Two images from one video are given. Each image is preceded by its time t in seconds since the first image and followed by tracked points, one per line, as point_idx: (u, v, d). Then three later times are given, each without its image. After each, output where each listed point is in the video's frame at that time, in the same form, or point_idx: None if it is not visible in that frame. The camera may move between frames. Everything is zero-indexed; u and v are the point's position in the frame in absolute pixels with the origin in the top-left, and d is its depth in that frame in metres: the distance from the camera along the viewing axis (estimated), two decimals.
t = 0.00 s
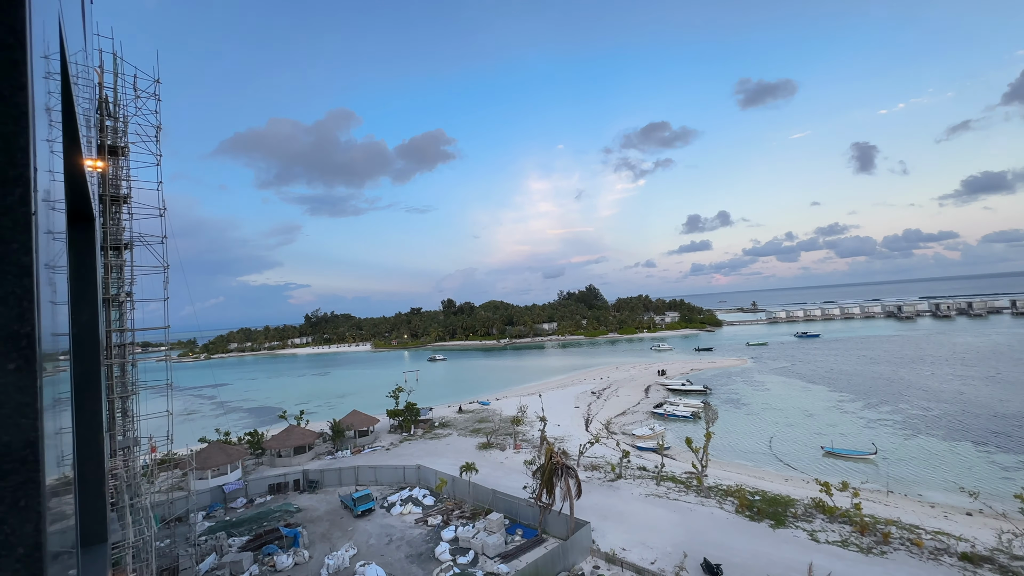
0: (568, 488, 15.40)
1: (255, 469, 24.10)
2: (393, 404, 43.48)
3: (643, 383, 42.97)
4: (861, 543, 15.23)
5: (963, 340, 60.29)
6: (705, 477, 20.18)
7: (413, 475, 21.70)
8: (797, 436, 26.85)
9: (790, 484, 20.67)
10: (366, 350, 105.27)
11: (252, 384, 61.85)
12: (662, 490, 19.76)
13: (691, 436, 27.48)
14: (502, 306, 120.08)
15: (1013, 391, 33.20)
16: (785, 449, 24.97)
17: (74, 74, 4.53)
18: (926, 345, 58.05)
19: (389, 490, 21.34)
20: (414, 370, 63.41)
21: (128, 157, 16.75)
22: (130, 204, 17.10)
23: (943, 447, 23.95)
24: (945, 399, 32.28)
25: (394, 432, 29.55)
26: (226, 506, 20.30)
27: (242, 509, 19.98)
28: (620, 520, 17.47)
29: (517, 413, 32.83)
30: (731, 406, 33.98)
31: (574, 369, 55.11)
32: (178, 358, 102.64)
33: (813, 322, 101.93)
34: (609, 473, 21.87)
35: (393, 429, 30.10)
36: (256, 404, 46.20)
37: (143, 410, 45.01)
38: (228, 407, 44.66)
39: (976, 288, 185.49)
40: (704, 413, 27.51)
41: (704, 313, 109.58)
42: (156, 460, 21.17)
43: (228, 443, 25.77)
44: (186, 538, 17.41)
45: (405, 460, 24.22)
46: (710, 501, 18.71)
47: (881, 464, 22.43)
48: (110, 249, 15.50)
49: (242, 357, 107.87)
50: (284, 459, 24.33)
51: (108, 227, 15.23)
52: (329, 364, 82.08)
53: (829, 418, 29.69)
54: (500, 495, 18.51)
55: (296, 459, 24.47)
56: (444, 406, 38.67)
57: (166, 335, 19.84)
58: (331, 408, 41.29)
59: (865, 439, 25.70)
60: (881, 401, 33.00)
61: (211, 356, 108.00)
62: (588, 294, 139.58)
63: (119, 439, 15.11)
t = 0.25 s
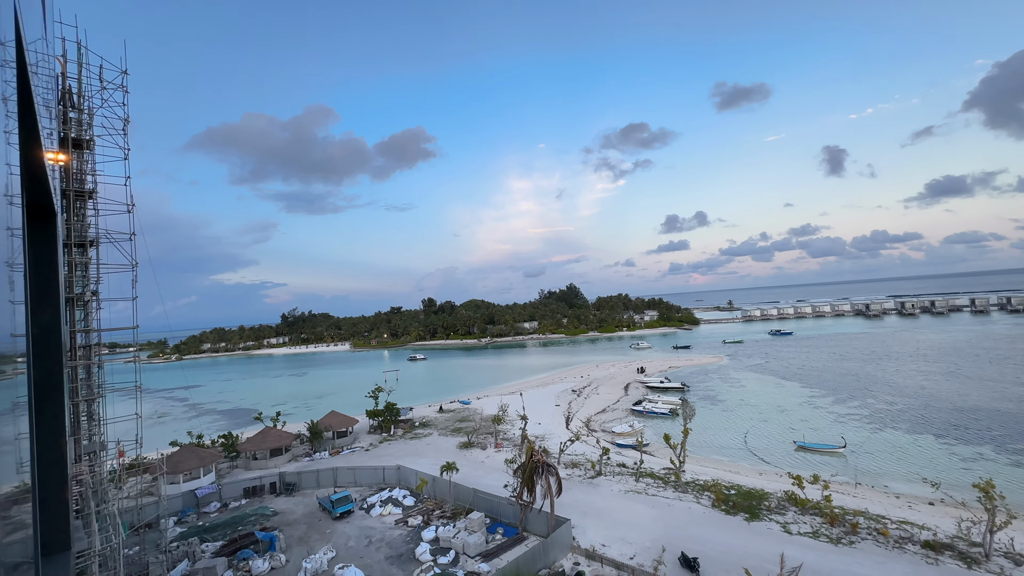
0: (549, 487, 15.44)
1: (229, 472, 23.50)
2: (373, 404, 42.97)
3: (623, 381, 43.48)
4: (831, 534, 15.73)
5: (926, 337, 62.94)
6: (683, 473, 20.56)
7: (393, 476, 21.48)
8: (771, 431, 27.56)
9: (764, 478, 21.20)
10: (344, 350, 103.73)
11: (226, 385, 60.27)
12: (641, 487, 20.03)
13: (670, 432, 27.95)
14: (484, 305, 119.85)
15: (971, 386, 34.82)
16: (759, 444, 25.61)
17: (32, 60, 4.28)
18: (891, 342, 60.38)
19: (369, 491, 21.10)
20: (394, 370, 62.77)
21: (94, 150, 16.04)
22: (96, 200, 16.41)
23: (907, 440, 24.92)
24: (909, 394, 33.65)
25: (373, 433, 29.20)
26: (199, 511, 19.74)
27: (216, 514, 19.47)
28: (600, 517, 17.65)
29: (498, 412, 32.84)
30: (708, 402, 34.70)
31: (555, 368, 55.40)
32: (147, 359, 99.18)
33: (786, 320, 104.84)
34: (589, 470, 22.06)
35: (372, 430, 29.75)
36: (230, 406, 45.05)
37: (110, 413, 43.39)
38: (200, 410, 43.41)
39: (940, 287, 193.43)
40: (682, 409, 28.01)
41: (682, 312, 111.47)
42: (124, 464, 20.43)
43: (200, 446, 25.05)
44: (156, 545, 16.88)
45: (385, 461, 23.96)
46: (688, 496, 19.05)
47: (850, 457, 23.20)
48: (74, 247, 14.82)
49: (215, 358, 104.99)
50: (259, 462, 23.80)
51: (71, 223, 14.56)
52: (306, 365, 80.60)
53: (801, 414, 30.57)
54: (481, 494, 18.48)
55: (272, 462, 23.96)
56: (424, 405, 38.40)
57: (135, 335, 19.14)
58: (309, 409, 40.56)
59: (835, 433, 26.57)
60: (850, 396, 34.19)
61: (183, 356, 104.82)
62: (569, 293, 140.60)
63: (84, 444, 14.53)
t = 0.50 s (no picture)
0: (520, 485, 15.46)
1: (188, 479, 22.55)
2: (342, 405, 42.09)
3: (593, 379, 44.10)
4: (790, 523, 16.41)
5: (877, 333, 66.58)
6: (651, 468, 21.03)
7: (363, 478, 21.09)
8: (735, 425, 28.52)
9: (727, 471, 21.91)
10: (311, 350, 101.13)
11: (184, 389, 57.76)
12: (611, 483, 20.37)
13: (639, 429, 28.54)
14: (455, 305, 119.19)
15: (917, 379, 37.04)
16: (724, 438, 26.47)
17: None
18: (845, 338, 63.56)
19: (337, 494, 20.66)
20: (363, 371, 61.63)
21: (37, 141, 15.02)
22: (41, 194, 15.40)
23: (859, 431, 26.28)
24: (861, 388, 35.50)
25: (342, 435, 28.59)
26: (156, 520, 18.90)
27: (174, 523, 18.65)
28: (570, 513, 17.84)
29: (470, 412, 32.71)
30: (675, 398, 35.61)
31: (527, 366, 55.63)
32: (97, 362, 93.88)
33: (749, 318, 108.77)
34: (560, 467, 22.26)
35: (341, 432, 29.12)
36: (189, 410, 43.21)
37: (56, 420, 40.88)
38: (157, 415, 41.47)
39: (890, 286, 204.63)
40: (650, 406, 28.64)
41: (651, 310, 113.98)
42: (72, 473, 19.33)
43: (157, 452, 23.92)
44: (109, 558, 16.04)
45: (354, 463, 23.50)
46: (656, 490, 19.50)
47: (808, 449, 24.27)
48: (15, 244, 13.85)
49: (173, 360, 100.48)
50: (221, 467, 22.94)
51: (11, 219, 13.59)
52: (271, 366, 78.16)
53: (762, 408, 31.78)
54: (452, 495, 18.37)
55: (235, 467, 23.14)
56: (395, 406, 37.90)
57: (85, 336, 18.11)
58: (274, 412, 39.37)
59: (794, 426, 27.73)
60: (807, 390, 35.77)
61: (138, 359, 99.79)
62: (540, 292, 141.61)
63: (27, 453, 13.64)
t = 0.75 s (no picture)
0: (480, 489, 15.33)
1: (123, 496, 20.96)
2: (294, 413, 40.41)
3: (553, 381, 44.54)
4: (738, 516, 17.19)
5: (815, 335, 71.10)
6: (609, 468, 21.47)
7: (316, 488, 20.30)
8: (687, 424, 29.60)
9: (680, 468, 22.69)
10: (261, 356, 96.65)
11: (118, 399, 53.69)
12: (570, 484, 20.63)
13: (597, 429, 29.09)
14: (415, 308, 117.36)
15: (850, 377, 39.84)
16: (677, 437, 27.41)
17: None
18: (787, 339, 67.49)
19: (289, 506, 19.81)
20: (318, 376, 59.48)
21: None
22: None
23: (800, 427, 27.91)
24: (801, 386, 37.77)
25: (294, 443, 27.45)
26: (84, 541, 17.43)
27: (105, 544, 17.27)
28: (530, 515, 17.93)
29: (429, 416, 32.24)
30: (632, 399, 36.57)
31: (487, 370, 55.50)
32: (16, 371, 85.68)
33: (700, 320, 113.46)
34: (520, 470, 22.33)
35: (293, 440, 27.95)
36: (123, 421, 40.19)
37: None
38: (86, 427, 38.32)
39: (827, 290, 219.19)
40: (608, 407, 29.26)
41: (608, 313, 116.67)
42: None
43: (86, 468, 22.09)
44: None
45: (307, 473, 22.61)
46: (613, 490, 19.92)
47: (754, 445, 25.53)
48: None
49: (105, 368, 93.15)
50: (160, 482, 21.46)
51: None
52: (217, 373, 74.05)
53: (713, 407, 33.17)
54: (411, 501, 18.02)
55: (176, 481, 21.73)
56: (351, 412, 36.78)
57: (4, 336, 16.36)
58: (220, 421, 37.30)
59: (741, 424, 29.10)
60: (754, 389, 37.68)
61: (64, 367, 91.88)
62: (501, 295, 141.94)
63: None
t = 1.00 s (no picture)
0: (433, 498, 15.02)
1: (30, 522, 18.87)
2: (234, 425, 38.06)
3: (506, 387, 44.63)
4: (684, 514, 17.87)
5: (753, 339, 75.56)
6: (561, 471, 21.72)
7: (257, 504, 19.17)
8: (636, 426, 30.51)
9: (630, 469, 23.34)
10: (197, 364, 90.43)
11: (27, 414, 48.39)
12: (523, 489, 20.68)
13: (550, 434, 29.39)
14: (366, 313, 114.11)
15: (783, 378, 42.61)
16: (627, 439, 28.18)
17: None
18: (728, 343, 71.29)
19: (226, 524, 18.59)
20: (260, 385, 56.35)
21: None
22: None
23: (740, 426, 29.52)
24: (740, 387, 39.98)
25: (233, 458, 25.85)
26: None
27: None
28: (483, 522, 17.79)
29: (379, 425, 31.35)
30: (584, 403, 37.28)
31: (441, 376, 54.79)
32: None
33: (649, 325, 117.65)
34: (473, 477, 22.13)
35: (231, 454, 26.29)
36: (33, 439, 36.26)
37: None
38: None
39: (764, 296, 233.97)
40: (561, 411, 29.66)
41: (562, 318, 118.59)
42: None
43: None
44: None
45: (247, 488, 21.33)
46: (565, 493, 20.16)
47: (698, 444, 26.70)
48: None
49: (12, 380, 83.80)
50: (76, 505, 19.50)
51: None
52: (146, 383, 68.52)
53: (660, 409, 34.41)
54: (359, 514, 17.41)
55: (96, 503, 19.84)
56: (296, 423, 35.12)
57: None
58: (148, 436, 34.51)
59: (686, 424, 30.37)
60: (698, 391, 39.48)
61: None
62: (455, 300, 140.88)
63: None
